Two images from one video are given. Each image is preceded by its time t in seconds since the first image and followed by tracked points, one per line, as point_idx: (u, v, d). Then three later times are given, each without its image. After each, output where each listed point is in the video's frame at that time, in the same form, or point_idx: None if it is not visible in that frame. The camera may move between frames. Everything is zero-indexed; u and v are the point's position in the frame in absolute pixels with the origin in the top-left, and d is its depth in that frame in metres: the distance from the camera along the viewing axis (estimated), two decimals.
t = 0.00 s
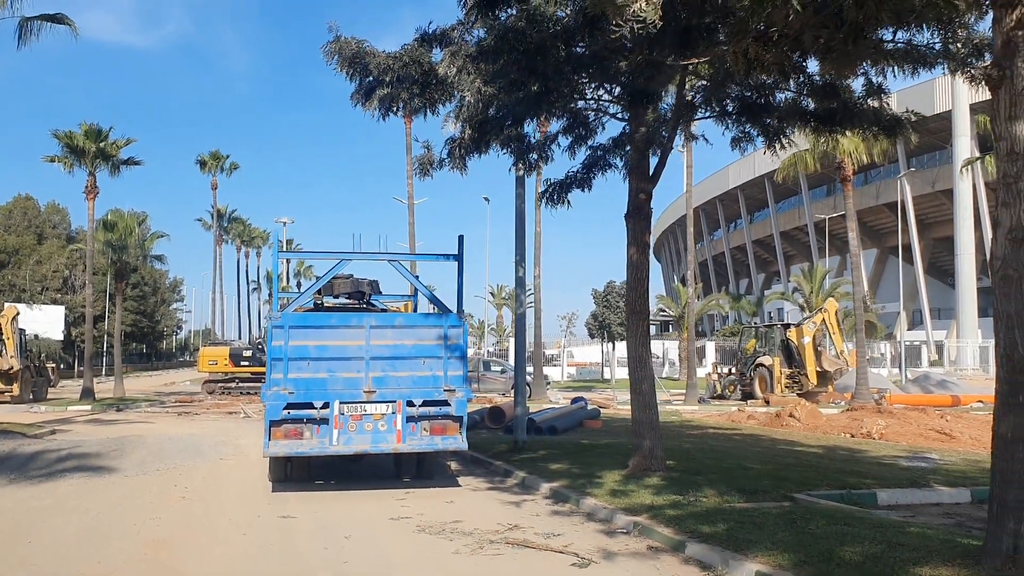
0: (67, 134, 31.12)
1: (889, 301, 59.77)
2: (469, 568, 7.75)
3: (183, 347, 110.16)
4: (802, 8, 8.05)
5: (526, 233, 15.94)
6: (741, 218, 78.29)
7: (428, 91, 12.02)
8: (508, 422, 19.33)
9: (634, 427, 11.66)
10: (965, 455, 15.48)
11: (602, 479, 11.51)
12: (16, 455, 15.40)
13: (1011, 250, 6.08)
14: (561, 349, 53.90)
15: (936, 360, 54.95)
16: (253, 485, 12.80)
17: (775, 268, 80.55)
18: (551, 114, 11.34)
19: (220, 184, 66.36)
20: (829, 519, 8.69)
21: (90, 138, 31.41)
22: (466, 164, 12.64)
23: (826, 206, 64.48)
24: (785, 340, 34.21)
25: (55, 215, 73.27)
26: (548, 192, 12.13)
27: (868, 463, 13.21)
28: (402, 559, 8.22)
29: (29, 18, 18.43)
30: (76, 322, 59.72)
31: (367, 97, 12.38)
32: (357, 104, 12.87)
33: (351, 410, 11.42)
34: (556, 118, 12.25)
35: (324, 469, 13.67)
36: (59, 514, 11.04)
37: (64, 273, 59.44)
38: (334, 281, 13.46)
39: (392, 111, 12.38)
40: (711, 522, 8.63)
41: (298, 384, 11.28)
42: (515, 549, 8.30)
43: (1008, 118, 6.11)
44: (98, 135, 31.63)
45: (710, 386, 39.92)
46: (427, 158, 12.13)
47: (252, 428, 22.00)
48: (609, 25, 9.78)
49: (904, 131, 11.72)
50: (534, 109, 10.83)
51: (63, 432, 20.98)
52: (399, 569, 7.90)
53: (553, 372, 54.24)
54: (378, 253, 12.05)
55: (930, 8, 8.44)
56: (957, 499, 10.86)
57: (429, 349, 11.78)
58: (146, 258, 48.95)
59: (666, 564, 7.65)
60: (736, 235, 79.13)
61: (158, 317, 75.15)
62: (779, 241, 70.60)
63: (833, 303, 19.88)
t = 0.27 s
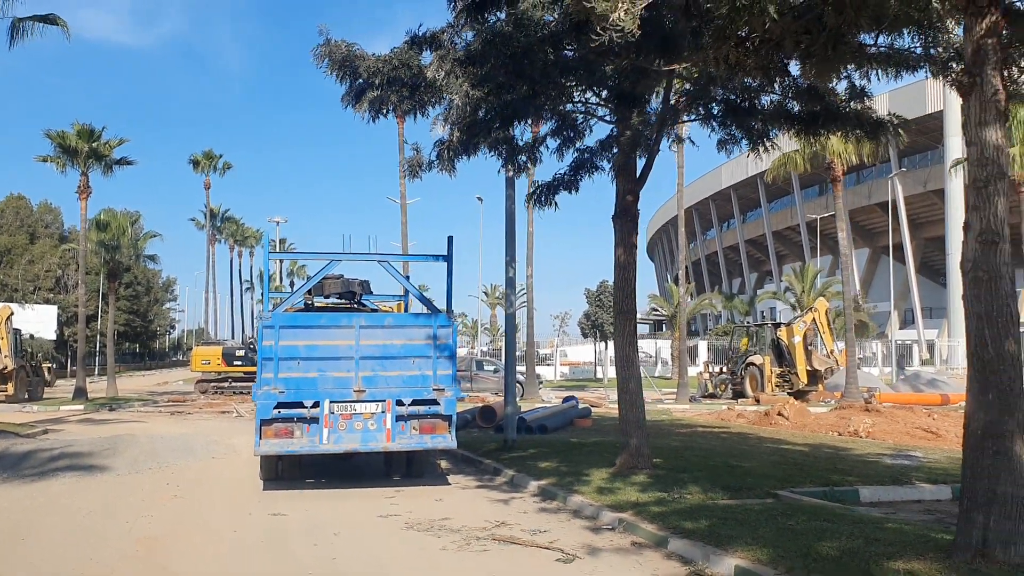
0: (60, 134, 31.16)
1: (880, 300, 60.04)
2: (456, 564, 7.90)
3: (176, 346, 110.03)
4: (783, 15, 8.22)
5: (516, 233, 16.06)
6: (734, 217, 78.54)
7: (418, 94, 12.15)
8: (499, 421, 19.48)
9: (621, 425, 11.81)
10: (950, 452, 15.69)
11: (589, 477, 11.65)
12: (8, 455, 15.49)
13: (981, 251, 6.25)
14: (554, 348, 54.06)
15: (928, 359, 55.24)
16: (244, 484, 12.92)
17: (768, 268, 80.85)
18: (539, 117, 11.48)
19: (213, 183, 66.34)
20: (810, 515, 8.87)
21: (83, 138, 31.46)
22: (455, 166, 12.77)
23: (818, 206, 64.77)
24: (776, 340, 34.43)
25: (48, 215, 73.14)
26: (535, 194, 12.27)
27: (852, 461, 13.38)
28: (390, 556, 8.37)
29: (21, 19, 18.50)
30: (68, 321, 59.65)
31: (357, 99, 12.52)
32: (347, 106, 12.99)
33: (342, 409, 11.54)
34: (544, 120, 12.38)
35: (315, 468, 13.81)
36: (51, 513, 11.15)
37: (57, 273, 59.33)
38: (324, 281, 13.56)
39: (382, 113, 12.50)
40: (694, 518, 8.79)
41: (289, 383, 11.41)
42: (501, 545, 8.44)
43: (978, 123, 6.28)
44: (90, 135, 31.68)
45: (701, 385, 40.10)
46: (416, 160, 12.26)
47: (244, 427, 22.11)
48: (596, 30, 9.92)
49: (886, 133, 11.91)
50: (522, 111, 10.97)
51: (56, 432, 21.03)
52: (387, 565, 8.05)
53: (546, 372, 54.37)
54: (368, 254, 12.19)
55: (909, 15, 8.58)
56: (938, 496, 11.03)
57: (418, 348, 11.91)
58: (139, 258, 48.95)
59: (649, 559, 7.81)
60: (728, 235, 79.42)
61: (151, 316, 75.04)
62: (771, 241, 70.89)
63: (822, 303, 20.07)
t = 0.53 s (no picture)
0: (46, 134, 31.13)
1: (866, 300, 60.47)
2: (437, 560, 8.05)
3: (164, 345, 109.68)
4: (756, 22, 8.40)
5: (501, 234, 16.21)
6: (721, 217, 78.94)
7: (401, 96, 12.29)
8: (484, 420, 19.64)
9: (603, 424, 11.99)
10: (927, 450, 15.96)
11: (571, 475, 11.81)
12: None
13: (943, 254, 6.45)
14: (541, 347, 54.27)
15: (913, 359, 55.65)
16: (229, 482, 13.04)
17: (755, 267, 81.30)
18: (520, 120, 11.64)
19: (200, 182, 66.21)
20: (784, 511, 9.07)
21: (69, 137, 31.43)
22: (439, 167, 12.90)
23: (804, 206, 65.19)
24: (761, 339, 34.72)
25: (34, 214, 72.83)
26: (517, 196, 12.44)
27: (830, 459, 13.61)
28: (372, 552, 8.51)
29: (7, 19, 18.52)
30: (55, 320, 59.45)
31: (342, 102, 12.65)
32: (332, 108, 13.13)
33: (326, 408, 11.68)
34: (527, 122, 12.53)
35: (300, 466, 13.93)
36: (36, 510, 11.24)
37: (43, 272, 59.10)
38: (309, 281, 13.67)
39: (366, 116, 12.64)
40: (670, 514, 8.98)
41: (274, 383, 11.54)
42: (481, 541, 8.60)
43: (942, 130, 6.48)
44: (77, 134, 31.65)
45: (688, 384, 40.36)
46: (400, 162, 12.41)
47: (231, 426, 22.19)
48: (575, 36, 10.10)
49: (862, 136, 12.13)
50: (503, 114, 11.12)
51: (42, 431, 21.06)
52: (369, 561, 8.20)
53: (534, 371, 54.56)
54: (352, 254, 12.33)
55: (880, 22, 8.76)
56: (912, 493, 11.26)
57: (402, 348, 12.06)
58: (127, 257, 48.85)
59: (625, 554, 7.99)
60: (716, 235, 79.80)
61: (138, 315, 74.78)
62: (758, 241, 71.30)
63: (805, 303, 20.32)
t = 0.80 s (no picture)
0: (18, 132, 30.86)
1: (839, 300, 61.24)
2: (404, 557, 8.20)
3: (138, 346, 108.65)
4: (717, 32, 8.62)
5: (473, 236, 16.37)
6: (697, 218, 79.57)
7: (373, 99, 12.42)
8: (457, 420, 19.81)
9: (571, 423, 12.19)
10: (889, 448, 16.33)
11: (540, 474, 12.01)
12: None
13: (892, 258, 6.68)
14: (518, 347, 54.47)
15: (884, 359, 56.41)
16: (202, 482, 13.10)
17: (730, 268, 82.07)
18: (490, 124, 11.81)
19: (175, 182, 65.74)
20: (744, 507, 9.31)
21: (41, 136, 31.18)
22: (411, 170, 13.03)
23: (778, 208, 65.90)
24: (733, 339, 35.15)
25: (5, 213, 71.93)
26: (487, 199, 12.61)
27: (794, 457, 13.91)
28: (341, 550, 8.65)
29: None
30: (27, 321, 58.79)
31: (315, 104, 12.76)
32: (305, 110, 13.24)
33: (297, 408, 11.78)
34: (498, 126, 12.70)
35: (272, 466, 14.02)
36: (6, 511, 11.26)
37: (14, 271, 58.41)
38: (281, 282, 13.77)
39: (338, 118, 12.74)
40: (634, 511, 9.20)
41: (245, 383, 11.62)
42: (449, 539, 8.77)
43: (890, 139, 6.71)
44: (49, 133, 31.40)
45: (662, 384, 40.71)
46: (371, 164, 12.56)
47: (205, 426, 22.18)
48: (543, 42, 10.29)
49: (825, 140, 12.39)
50: (472, 119, 11.29)
51: (13, 432, 20.94)
52: (338, 558, 8.33)
53: (510, 371, 54.76)
54: (324, 256, 12.43)
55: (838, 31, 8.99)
56: (870, 491, 11.59)
57: (373, 349, 12.18)
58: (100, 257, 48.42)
59: (588, 550, 8.19)
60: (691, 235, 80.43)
61: (112, 315, 74.08)
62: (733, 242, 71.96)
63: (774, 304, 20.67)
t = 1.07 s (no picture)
0: None
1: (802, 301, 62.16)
2: (363, 555, 8.34)
3: (102, 347, 107.18)
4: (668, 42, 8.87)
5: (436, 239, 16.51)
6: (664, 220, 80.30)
7: (335, 103, 12.55)
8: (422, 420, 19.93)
9: (531, 423, 12.40)
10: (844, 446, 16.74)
11: (500, 473, 12.20)
12: None
13: (830, 263, 6.96)
14: (486, 348, 54.66)
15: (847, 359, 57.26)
16: (164, 482, 13.13)
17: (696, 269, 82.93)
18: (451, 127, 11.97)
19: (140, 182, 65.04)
20: (696, 503, 9.57)
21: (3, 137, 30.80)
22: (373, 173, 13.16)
23: (744, 210, 66.71)
24: (697, 339, 35.59)
25: None
26: (447, 202, 12.77)
27: (749, 455, 14.24)
28: (301, 548, 8.77)
29: None
30: None
31: (277, 108, 12.87)
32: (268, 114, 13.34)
33: (259, 409, 11.87)
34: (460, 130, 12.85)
35: (236, 467, 14.08)
36: None
37: None
38: (244, 284, 13.91)
39: (300, 122, 12.85)
40: (589, 507, 9.42)
41: (207, 384, 11.69)
42: (407, 536, 8.92)
43: (829, 148, 6.99)
44: (11, 134, 31.03)
45: (628, 384, 41.07)
46: (333, 168, 12.70)
47: (169, 428, 22.09)
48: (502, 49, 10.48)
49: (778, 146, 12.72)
50: (433, 124, 11.48)
51: None
52: (297, 556, 8.44)
53: (478, 372, 54.87)
54: (285, 259, 12.53)
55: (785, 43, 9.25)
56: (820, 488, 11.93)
57: (335, 350, 12.29)
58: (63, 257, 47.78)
59: (543, 545, 8.39)
60: (659, 237, 81.15)
61: (75, 317, 73.06)
62: (700, 243, 72.71)
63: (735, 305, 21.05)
